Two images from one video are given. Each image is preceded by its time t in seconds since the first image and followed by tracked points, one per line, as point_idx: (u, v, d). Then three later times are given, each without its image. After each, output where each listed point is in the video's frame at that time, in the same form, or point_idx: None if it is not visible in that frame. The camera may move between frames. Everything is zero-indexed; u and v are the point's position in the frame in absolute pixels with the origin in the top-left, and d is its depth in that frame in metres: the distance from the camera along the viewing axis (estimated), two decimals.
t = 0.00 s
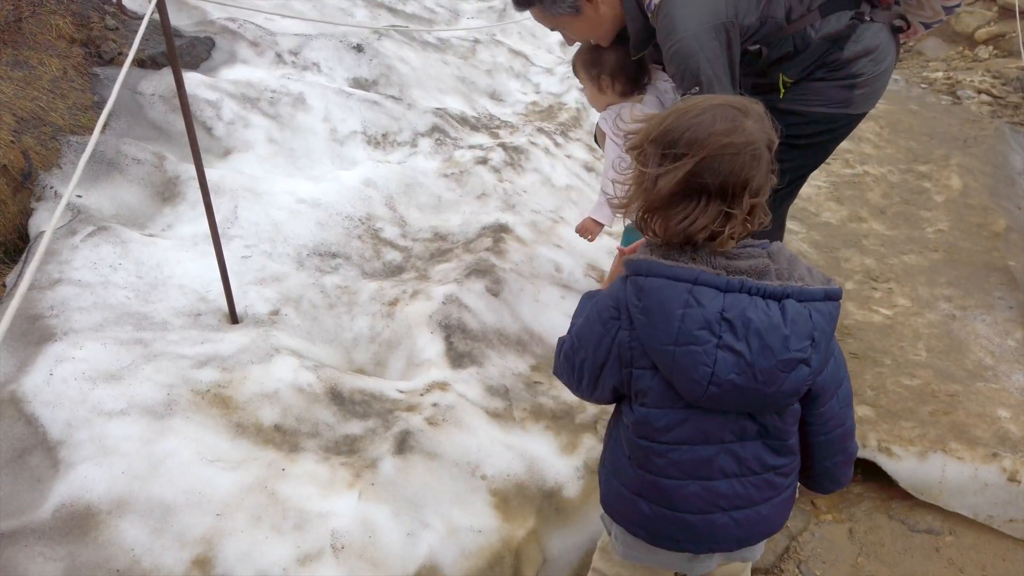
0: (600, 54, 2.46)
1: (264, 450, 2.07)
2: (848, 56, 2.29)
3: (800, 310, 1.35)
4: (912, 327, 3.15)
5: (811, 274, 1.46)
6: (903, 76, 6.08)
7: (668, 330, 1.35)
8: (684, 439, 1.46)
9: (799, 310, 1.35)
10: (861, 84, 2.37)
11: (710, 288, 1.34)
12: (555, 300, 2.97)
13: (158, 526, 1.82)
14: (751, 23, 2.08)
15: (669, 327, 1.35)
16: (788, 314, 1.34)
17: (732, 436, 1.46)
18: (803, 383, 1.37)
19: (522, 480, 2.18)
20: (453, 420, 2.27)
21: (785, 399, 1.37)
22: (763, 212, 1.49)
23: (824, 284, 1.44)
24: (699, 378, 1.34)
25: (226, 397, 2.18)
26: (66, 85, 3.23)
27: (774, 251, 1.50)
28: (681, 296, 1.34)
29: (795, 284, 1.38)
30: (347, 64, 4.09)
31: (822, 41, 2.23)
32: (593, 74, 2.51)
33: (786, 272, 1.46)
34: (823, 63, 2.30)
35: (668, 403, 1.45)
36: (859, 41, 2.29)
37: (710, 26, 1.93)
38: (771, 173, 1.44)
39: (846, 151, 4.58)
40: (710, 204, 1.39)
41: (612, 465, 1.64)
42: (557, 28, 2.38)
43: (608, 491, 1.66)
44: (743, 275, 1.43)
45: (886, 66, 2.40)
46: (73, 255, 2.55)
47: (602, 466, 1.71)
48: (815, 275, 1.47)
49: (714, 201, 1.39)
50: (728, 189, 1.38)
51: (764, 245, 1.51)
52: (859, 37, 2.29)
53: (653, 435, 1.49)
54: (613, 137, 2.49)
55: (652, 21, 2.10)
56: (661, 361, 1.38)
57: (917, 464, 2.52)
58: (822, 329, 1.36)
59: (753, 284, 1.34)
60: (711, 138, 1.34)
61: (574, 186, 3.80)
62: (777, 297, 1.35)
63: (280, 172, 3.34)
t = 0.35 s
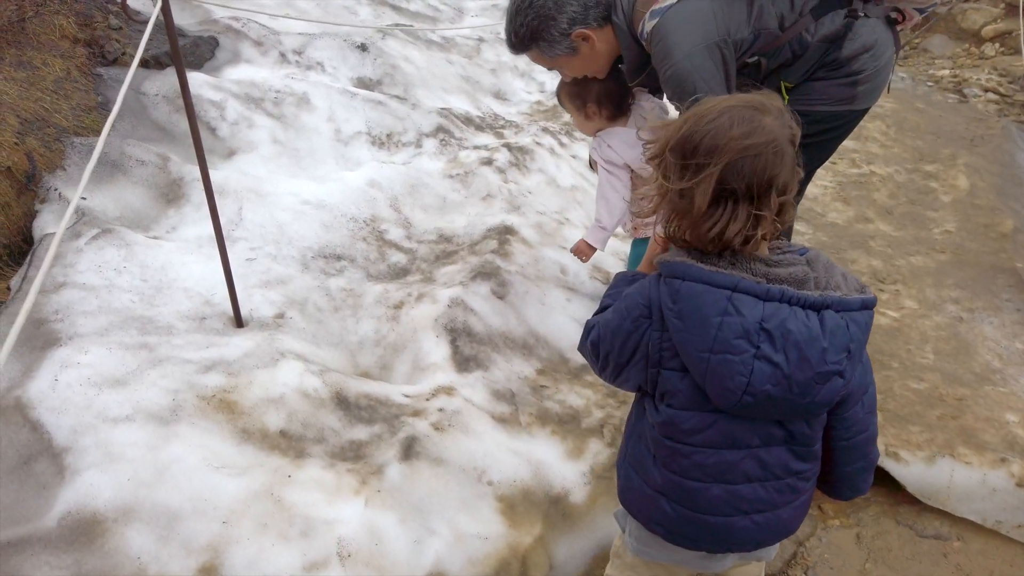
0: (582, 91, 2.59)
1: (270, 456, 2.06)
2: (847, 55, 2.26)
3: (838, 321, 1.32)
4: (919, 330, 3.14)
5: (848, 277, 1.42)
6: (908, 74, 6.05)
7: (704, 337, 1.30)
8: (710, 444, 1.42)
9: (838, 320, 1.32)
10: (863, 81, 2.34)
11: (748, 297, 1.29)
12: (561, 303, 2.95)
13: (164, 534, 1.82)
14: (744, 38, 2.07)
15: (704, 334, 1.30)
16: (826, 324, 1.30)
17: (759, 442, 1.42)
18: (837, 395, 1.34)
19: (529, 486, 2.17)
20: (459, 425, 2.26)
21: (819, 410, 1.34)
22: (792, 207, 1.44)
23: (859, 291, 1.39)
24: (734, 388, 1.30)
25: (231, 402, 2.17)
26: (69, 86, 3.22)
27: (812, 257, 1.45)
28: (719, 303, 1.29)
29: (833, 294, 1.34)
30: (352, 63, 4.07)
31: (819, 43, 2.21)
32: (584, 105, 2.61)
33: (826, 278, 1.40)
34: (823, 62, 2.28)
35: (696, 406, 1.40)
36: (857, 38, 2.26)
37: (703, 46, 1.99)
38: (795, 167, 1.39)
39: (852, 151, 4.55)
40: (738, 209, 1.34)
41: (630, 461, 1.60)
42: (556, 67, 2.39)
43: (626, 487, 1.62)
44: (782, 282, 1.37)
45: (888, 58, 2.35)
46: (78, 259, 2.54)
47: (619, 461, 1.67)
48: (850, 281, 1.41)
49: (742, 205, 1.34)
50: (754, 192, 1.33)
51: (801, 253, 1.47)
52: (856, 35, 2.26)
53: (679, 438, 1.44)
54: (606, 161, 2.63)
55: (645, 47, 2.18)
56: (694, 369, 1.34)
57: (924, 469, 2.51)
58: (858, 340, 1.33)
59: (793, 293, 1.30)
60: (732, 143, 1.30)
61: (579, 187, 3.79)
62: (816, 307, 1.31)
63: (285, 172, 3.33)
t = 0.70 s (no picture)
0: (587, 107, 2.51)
1: (282, 459, 2.05)
2: (857, 52, 2.27)
3: (877, 327, 1.29)
4: (931, 334, 3.12)
5: (880, 283, 1.39)
6: (916, 75, 6.03)
7: (744, 342, 1.27)
8: (741, 448, 1.40)
9: (876, 327, 1.29)
10: (876, 77, 2.35)
11: (790, 303, 1.26)
12: (571, 305, 2.94)
13: (176, 538, 1.80)
14: (751, 41, 2.09)
15: (745, 340, 1.27)
16: (867, 331, 1.28)
17: (788, 445, 1.40)
18: (872, 401, 1.33)
19: (541, 490, 2.16)
20: (471, 429, 2.25)
21: (854, 417, 1.32)
22: (839, 210, 1.39)
23: (891, 297, 1.37)
24: (774, 395, 1.27)
25: (242, 404, 2.15)
26: (77, 83, 3.20)
27: (851, 263, 1.39)
28: (760, 309, 1.27)
29: (871, 300, 1.31)
30: (360, 62, 4.05)
31: (829, 42, 2.22)
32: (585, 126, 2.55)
33: (862, 281, 1.36)
34: (835, 60, 2.29)
35: (728, 412, 1.38)
36: (866, 35, 2.27)
37: (711, 53, 2.03)
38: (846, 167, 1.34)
39: (861, 153, 4.53)
40: (791, 210, 1.29)
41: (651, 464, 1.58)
42: (564, 88, 2.35)
43: (647, 489, 1.60)
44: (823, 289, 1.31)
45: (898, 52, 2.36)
46: (87, 259, 2.52)
47: (639, 462, 1.65)
48: (881, 286, 1.39)
49: (794, 206, 1.29)
50: (807, 192, 1.28)
51: (838, 257, 1.40)
52: (864, 32, 2.27)
53: (711, 444, 1.42)
54: (605, 174, 2.58)
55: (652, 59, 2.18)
56: (731, 374, 1.31)
57: (937, 475, 2.49)
58: (894, 347, 1.31)
59: (834, 300, 1.27)
60: (784, 142, 1.25)
61: (589, 188, 3.77)
62: (855, 314, 1.28)
63: (293, 172, 3.31)
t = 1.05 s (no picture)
0: (574, 155, 2.55)
1: (286, 484, 2.01)
2: (861, 81, 2.17)
3: (904, 375, 1.28)
4: (939, 366, 3.09)
5: (906, 325, 1.38)
6: (922, 100, 6.05)
7: (773, 391, 1.25)
8: (764, 492, 1.38)
9: (904, 374, 1.28)
10: (882, 105, 2.22)
11: (820, 351, 1.24)
12: (579, 328, 2.91)
13: (177, 565, 1.76)
14: (752, 76, 2.09)
15: (774, 389, 1.25)
16: (895, 380, 1.26)
17: (810, 488, 1.38)
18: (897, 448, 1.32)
19: (548, 520, 2.13)
20: (478, 456, 2.21)
21: (880, 463, 1.32)
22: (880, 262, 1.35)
23: (915, 339, 1.36)
24: (802, 445, 1.25)
25: (247, 425, 2.12)
26: (85, 91, 3.17)
27: (877, 303, 1.36)
28: (789, 357, 1.24)
29: (899, 346, 1.30)
30: (369, 75, 4.03)
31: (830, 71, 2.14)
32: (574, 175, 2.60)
33: (889, 325, 1.34)
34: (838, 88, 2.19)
35: (753, 457, 1.36)
36: (870, 64, 2.16)
37: (713, 89, 2.04)
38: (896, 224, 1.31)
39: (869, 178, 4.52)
40: (852, 246, 1.22)
41: (666, 501, 1.55)
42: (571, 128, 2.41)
43: (664, 528, 1.58)
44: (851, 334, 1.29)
45: (907, 80, 2.23)
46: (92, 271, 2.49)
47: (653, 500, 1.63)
48: (905, 328, 1.37)
49: (856, 244, 1.22)
50: (870, 233, 1.22)
51: (866, 298, 1.37)
52: (868, 61, 2.16)
53: (734, 489, 1.40)
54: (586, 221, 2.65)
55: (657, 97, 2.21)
56: (759, 422, 1.29)
57: (947, 511, 2.46)
58: (920, 393, 1.31)
59: (865, 348, 1.25)
60: (869, 174, 1.19)
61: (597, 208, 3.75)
62: (884, 362, 1.27)
63: (301, 186, 3.28)
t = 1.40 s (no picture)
0: (567, 194, 2.56)
1: (277, 529, 1.96)
2: (855, 121, 2.15)
3: (924, 435, 1.29)
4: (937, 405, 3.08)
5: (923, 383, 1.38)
6: (912, 135, 6.13)
7: (794, 451, 1.26)
8: (780, 552, 1.39)
9: (924, 434, 1.29)
10: (876, 144, 2.21)
11: (842, 411, 1.25)
12: (576, 365, 2.88)
13: None
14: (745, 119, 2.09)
15: (795, 449, 1.26)
16: (916, 440, 1.27)
17: (825, 547, 1.38)
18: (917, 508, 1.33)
19: (546, 566, 2.08)
20: (475, 498, 2.17)
21: (899, 524, 1.32)
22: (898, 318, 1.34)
23: (931, 397, 1.36)
24: (823, 506, 1.26)
25: (238, 466, 2.07)
26: (79, 119, 3.14)
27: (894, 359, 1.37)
28: (811, 418, 1.25)
29: (919, 404, 1.31)
30: (366, 105, 4.03)
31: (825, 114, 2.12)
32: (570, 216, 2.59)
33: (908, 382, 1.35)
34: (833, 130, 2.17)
35: (769, 516, 1.37)
36: (862, 105, 2.14)
37: (705, 131, 2.04)
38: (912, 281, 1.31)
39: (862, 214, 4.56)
40: (872, 302, 1.23)
41: (679, 554, 1.58)
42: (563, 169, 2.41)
43: None
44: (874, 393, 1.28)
45: (898, 117, 2.21)
46: (82, 303, 2.44)
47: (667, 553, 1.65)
48: (922, 384, 1.38)
49: (875, 300, 1.23)
50: (890, 291, 1.22)
51: (883, 355, 1.37)
52: (859, 102, 2.13)
53: (750, 547, 1.41)
54: (582, 261, 2.64)
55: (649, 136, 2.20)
56: (778, 482, 1.30)
57: (949, 556, 2.42)
58: (938, 453, 1.32)
59: (886, 409, 1.26)
60: (890, 231, 1.19)
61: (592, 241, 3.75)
62: (905, 422, 1.28)
63: (296, 216, 3.26)
